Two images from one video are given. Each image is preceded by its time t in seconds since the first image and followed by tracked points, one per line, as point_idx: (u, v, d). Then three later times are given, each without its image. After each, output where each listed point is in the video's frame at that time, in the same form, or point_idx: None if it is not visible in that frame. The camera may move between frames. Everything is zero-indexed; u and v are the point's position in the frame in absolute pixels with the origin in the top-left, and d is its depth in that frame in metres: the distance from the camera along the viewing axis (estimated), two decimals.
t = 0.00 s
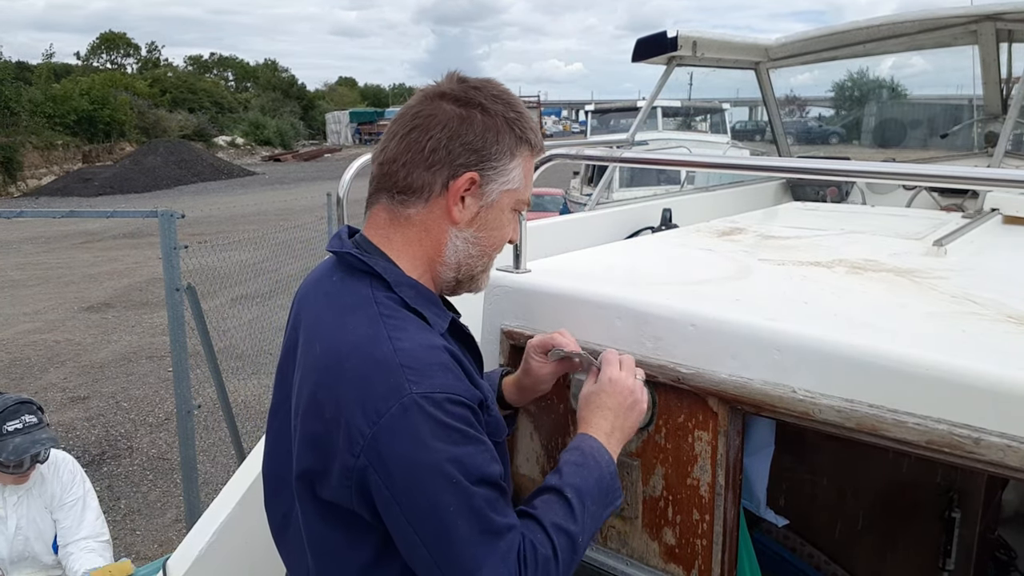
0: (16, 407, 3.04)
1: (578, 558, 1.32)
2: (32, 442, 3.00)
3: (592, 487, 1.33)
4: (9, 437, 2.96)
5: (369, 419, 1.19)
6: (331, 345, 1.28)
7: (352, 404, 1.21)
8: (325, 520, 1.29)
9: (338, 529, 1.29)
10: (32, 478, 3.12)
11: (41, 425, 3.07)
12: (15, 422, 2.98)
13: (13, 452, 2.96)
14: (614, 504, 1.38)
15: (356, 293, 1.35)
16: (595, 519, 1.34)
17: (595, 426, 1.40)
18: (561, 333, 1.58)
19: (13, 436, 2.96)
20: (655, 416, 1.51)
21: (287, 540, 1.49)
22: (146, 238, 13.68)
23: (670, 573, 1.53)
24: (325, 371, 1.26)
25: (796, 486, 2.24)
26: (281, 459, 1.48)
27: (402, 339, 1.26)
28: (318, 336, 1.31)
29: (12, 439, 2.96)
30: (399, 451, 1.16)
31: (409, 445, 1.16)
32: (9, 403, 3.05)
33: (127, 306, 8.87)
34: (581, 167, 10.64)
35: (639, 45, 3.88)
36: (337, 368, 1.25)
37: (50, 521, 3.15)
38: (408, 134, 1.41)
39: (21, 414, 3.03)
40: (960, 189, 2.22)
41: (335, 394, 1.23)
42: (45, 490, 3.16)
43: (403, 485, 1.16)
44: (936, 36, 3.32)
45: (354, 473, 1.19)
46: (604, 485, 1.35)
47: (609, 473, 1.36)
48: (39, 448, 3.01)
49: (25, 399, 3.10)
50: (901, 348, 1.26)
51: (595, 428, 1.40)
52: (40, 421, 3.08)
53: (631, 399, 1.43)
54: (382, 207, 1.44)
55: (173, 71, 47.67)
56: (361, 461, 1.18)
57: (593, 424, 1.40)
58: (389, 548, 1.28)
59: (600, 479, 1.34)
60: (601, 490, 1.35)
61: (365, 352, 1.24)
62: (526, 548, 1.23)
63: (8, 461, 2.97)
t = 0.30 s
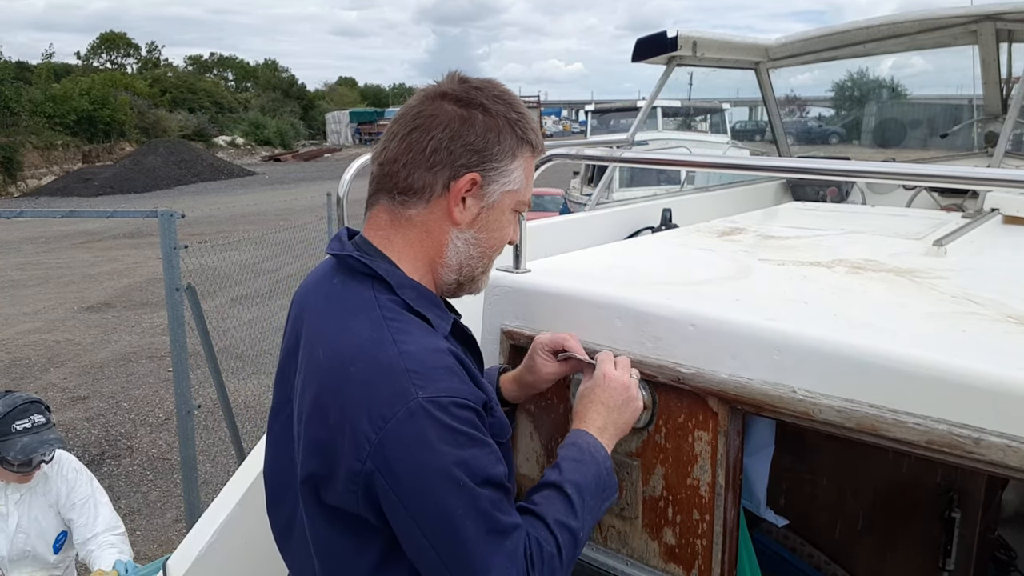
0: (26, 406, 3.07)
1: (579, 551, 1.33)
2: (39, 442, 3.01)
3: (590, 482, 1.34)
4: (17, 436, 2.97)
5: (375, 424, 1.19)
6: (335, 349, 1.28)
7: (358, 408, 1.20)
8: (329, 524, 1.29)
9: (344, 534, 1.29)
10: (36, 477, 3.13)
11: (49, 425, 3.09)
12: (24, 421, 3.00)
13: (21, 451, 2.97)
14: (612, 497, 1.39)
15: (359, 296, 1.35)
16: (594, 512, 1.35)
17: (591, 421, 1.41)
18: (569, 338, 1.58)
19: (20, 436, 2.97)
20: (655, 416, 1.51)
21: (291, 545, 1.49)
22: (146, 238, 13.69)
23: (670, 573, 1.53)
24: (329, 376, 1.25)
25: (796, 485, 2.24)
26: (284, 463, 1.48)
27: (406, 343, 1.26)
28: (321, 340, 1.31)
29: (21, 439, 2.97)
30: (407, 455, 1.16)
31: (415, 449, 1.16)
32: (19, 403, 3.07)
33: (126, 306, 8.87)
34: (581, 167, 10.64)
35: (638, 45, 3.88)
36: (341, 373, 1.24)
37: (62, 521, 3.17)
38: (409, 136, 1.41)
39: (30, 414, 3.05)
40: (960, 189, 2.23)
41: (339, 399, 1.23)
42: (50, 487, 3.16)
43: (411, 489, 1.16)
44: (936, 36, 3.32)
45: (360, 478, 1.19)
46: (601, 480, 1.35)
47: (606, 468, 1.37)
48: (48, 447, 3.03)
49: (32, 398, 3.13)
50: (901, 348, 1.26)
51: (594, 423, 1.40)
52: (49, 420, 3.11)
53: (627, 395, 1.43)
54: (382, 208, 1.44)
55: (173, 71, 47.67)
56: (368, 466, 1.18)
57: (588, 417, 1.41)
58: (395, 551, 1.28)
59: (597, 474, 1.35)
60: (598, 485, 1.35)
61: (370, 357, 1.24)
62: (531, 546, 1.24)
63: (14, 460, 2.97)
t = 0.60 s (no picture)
0: (29, 415, 3.05)
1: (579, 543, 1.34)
2: (41, 454, 2.99)
3: (586, 478, 1.34)
4: (18, 446, 2.96)
5: (382, 423, 1.19)
6: (339, 349, 1.28)
7: (363, 407, 1.20)
8: (333, 524, 1.29)
9: (348, 533, 1.28)
10: (36, 477, 3.11)
11: (50, 434, 3.06)
12: (26, 431, 2.98)
13: (22, 462, 2.95)
14: (603, 491, 1.40)
15: (362, 296, 1.35)
16: (590, 506, 1.36)
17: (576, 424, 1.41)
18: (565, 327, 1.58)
19: (22, 446, 2.96)
20: (655, 416, 1.51)
21: (292, 546, 1.49)
22: (146, 238, 13.69)
23: (670, 572, 1.53)
24: (334, 376, 1.25)
25: (796, 485, 2.25)
26: (286, 463, 1.48)
27: (411, 341, 1.26)
28: (324, 340, 1.31)
29: (22, 449, 2.95)
30: (413, 453, 1.16)
31: (422, 447, 1.16)
32: (23, 411, 3.06)
33: (126, 306, 8.87)
34: (581, 168, 10.63)
35: (638, 45, 3.88)
36: (346, 373, 1.24)
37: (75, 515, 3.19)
38: (406, 134, 1.41)
39: (32, 423, 3.03)
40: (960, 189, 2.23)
41: (345, 398, 1.23)
42: (51, 486, 3.15)
43: (417, 486, 1.16)
44: (936, 36, 3.32)
45: (366, 477, 1.19)
46: (596, 477, 1.36)
47: (600, 465, 1.37)
48: (48, 458, 2.99)
49: (36, 405, 3.11)
50: (902, 348, 1.26)
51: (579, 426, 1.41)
52: (52, 430, 3.08)
53: (609, 396, 1.41)
54: (381, 207, 1.44)
55: (173, 71, 47.65)
56: (375, 465, 1.18)
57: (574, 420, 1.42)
58: (400, 549, 1.28)
59: (591, 470, 1.35)
60: (593, 480, 1.36)
61: (376, 356, 1.24)
62: (536, 539, 1.24)
63: (15, 471, 2.95)
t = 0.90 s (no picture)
0: (40, 429, 2.89)
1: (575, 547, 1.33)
2: (47, 473, 2.85)
3: (584, 482, 1.34)
4: (24, 463, 2.82)
5: (379, 422, 1.19)
6: (338, 349, 1.28)
7: (362, 406, 1.20)
8: (331, 522, 1.29)
9: (345, 532, 1.28)
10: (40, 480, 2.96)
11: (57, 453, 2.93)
12: (35, 448, 2.85)
13: (25, 480, 2.81)
14: (602, 494, 1.40)
15: (361, 296, 1.35)
16: (588, 510, 1.36)
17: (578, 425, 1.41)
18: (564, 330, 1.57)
19: (29, 463, 2.82)
20: (655, 416, 1.51)
21: (291, 546, 1.49)
22: (146, 238, 13.69)
23: (670, 572, 1.53)
24: (333, 375, 1.25)
25: (796, 485, 2.25)
26: (286, 462, 1.48)
27: (410, 341, 1.26)
28: (323, 339, 1.31)
29: (28, 466, 2.82)
30: (410, 453, 1.16)
31: (418, 446, 1.16)
32: (35, 425, 2.90)
33: (126, 306, 8.87)
34: (581, 167, 10.63)
35: (639, 45, 3.88)
36: (345, 372, 1.24)
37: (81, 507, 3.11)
38: (407, 134, 1.41)
39: (42, 438, 2.88)
40: (959, 189, 2.22)
41: (343, 397, 1.23)
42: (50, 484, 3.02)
43: (412, 486, 1.16)
44: (936, 36, 3.32)
45: (363, 476, 1.19)
46: (595, 480, 1.36)
47: (598, 469, 1.37)
48: (52, 479, 2.86)
49: (49, 418, 2.96)
50: (902, 348, 1.26)
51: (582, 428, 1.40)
52: (59, 446, 2.95)
53: (609, 400, 1.41)
54: (382, 207, 1.44)
55: (173, 70, 47.56)
56: (371, 464, 1.18)
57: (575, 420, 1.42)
58: (396, 549, 1.28)
59: (590, 474, 1.35)
60: (591, 484, 1.36)
61: (374, 355, 1.24)
62: (532, 541, 1.24)
63: (15, 487, 2.80)
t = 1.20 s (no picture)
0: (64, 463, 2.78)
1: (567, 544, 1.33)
2: (58, 505, 2.77)
3: (574, 478, 1.34)
4: (39, 493, 2.72)
5: (377, 420, 1.19)
6: (337, 347, 1.28)
7: (361, 404, 1.20)
8: (330, 521, 1.29)
9: (345, 531, 1.28)
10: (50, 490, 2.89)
11: (73, 486, 2.84)
12: (52, 480, 2.75)
13: (37, 509, 2.72)
14: (590, 490, 1.40)
15: (360, 294, 1.35)
16: (577, 505, 1.36)
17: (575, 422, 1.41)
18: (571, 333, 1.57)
19: (43, 493, 2.73)
20: (655, 416, 1.51)
21: (291, 545, 1.49)
22: (146, 238, 13.69)
23: (670, 573, 1.53)
24: (333, 373, 1.25)
25: (796, 485, 2.25)
26: (287, 461, 1.48)
27: (409, 340, 1.26)
28: (323, 338, 1.31)
29: (43, 498, 2.72)
30: (408, 451, 1.16)
31: (417, 445, 1.16)
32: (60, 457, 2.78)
33: (126, 306, 8.88)
34: (581, 167, 10.63)
35: (639, 45, 3.88)
36: (345, 371, 1.24)
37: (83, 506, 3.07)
38: (405, 134, 1.41)
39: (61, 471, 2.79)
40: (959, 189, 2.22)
41: (343, 396, 1.23)
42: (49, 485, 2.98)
43: (410, 485, 1.16)
44: (936, 36, 3.32)
45: (361, 474, 1.19)
46: (583, 476, 1.36)
47: (585, 464, 1.37)
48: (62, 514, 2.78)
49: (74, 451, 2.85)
50: (902, 348, 1.26)
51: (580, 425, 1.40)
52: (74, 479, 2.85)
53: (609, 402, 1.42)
54: (381, 206, 1.44)
55: (173, 70, 47.53)
56: (369, 462, 1.18)
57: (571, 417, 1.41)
58: (394, 548, 1.28)
59: (579, 470, 1.35)
60: (580, 479, 1.36)
61: (373, 354, 1.24)
62: (526, 540, 1.24)
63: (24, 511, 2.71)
